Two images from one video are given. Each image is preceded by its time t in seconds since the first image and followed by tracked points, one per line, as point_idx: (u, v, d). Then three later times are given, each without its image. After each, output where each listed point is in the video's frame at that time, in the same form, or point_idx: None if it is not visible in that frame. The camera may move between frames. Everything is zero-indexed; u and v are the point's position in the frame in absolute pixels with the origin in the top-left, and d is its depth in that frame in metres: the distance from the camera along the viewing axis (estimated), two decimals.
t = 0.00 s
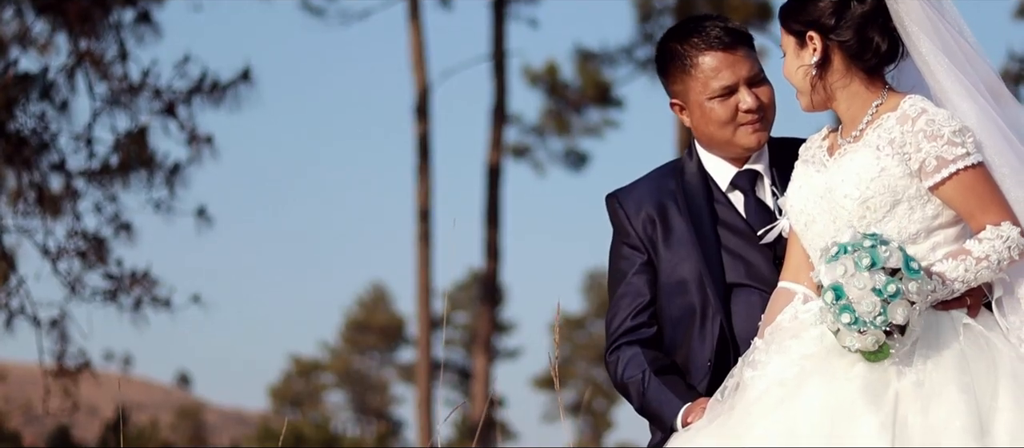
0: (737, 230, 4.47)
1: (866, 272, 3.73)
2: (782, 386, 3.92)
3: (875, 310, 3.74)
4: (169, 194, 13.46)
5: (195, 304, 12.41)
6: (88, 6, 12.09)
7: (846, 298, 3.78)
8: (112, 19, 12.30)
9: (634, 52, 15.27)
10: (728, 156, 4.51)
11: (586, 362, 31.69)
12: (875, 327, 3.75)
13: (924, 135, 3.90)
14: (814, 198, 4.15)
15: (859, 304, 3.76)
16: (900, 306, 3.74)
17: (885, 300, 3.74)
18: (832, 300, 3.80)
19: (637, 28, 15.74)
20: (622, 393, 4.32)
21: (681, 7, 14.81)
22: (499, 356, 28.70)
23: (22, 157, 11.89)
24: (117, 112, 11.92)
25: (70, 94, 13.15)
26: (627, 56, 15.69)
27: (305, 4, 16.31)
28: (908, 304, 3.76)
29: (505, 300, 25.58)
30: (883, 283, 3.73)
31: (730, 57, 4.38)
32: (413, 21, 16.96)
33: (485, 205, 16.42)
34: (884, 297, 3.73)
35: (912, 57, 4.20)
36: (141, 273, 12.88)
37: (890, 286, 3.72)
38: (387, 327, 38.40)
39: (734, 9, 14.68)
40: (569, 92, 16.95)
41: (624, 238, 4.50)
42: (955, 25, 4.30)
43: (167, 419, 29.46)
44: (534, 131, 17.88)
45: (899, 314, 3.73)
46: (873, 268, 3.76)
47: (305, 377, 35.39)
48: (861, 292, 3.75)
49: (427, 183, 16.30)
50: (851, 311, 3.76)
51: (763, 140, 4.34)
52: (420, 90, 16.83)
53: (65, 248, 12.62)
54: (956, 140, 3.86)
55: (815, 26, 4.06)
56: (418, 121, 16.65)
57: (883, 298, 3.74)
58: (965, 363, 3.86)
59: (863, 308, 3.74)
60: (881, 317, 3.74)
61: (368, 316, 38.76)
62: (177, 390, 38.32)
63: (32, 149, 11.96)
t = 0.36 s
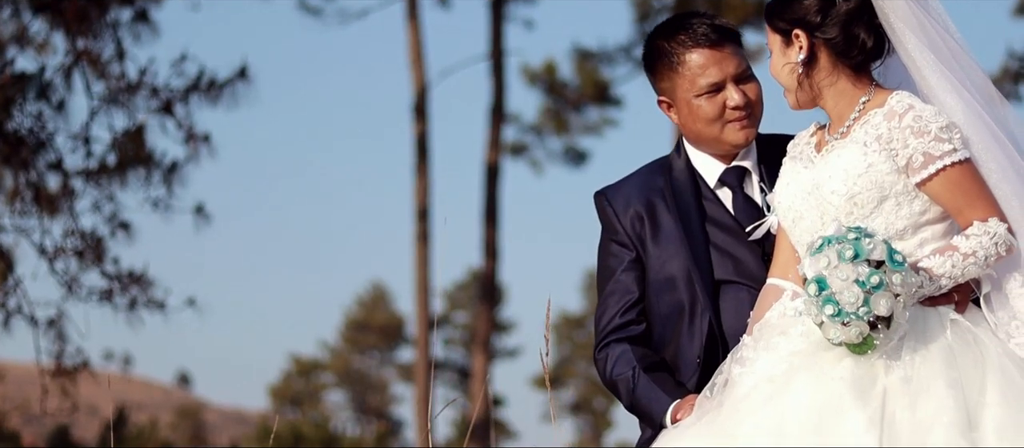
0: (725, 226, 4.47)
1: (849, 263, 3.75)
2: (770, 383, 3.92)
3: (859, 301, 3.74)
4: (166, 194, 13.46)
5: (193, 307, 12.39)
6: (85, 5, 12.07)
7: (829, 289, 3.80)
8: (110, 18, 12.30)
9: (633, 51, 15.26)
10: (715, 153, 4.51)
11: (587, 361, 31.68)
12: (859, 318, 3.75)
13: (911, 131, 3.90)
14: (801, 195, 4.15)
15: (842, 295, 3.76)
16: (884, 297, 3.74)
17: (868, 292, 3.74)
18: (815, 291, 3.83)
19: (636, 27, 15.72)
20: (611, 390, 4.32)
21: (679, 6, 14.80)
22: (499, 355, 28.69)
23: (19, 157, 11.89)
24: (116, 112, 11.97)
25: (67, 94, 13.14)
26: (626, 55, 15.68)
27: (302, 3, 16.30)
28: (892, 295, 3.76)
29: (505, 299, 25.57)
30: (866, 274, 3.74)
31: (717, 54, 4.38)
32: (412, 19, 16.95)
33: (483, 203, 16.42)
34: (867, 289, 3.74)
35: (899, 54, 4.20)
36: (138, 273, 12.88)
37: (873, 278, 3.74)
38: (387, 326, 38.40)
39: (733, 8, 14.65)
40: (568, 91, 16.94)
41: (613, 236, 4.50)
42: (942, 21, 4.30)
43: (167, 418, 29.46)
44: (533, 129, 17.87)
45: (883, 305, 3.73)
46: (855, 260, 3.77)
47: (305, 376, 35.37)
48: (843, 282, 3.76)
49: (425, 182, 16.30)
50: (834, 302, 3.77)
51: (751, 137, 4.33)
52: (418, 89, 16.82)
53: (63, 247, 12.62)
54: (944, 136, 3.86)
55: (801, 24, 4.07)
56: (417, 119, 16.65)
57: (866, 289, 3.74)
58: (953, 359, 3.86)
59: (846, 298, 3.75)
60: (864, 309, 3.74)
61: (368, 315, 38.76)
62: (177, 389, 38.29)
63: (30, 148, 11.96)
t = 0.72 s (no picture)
0: (717, 226, 4.48)
1: (840, 261, 3.73)
2: (761, 383, 3.92)
3: (849, 299, 3.73)
4: (166, 194, 13.47)
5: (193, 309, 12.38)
6: (85, 5, 12.08)
7: (820, 287, 3.77)
8: (110, 19, 12.31)
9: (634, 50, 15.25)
10: (707, 153, 4.52)
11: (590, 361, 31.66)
12: (850, 316, 3.74)
13: (902, 130, 3.90)
14: (793, 193, 4.15)
15: (832, 292, 3.74)
16: (874, 294, 3.74)
17: (858, 289, 3.73)
18: (805, 289, 3.80)
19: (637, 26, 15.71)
20: (602, 389, 4.32)
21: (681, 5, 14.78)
22: (501, 355, 28.68)
23: (19, 158, 11.90)
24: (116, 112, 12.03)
25: (67, 94, 13.14)
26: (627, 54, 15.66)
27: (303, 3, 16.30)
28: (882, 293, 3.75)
29: (507, 298, 25.57)
30: (856, 273, 3.73)
31: (707, 54, 4.39)
32: (413, 20, 16.94)
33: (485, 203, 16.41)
34: (857, 286, 3.72)
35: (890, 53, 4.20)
36: (137, 273, 12.89)
37: (863, 275, 3.72)
38: (391, 327, 38.42)
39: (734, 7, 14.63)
40: (569, 90, 16.93)
41: (604, 235, 4.51)
42: (933, 21, 4.30)
43: (170, 418, 29.47)
44: (534, 129, 17.87)
45: (873, 302, 3.72)
46: (845, 258, 3.76)
47: (309, 377, 35.33)
48: (834, 280, 3.74)
49: (427, 181, 16.30)
50: (823, 300, 3.75)
51: (742, 136, 4.33)
52: (420, 88, 16.81)
53: (62, 248, 12.63)
54: (935, 134, 3.86)
55: (792, 24, 4.06)
56: (418, 119, 16.65)
57: (856, 286, 3.73)
58: (943, 357, 3.86)
59: (836, 295, 3.73)
60: (855, 306, 3.72)
61: (371, 315, 38.77)
62: (181, 389, 38.32)
63: (30, 149, 11.98)
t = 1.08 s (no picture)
0: (706, 227, 4.48)
1: (828, 252, 3.74)
2: (750, 385, 3.92)
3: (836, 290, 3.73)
4: (166, 195, 13.47)
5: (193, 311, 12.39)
6: (86, 7, 12.07)
7: (807, 280, 3.78)
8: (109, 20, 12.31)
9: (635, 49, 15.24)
10: (696, 154, 4.53)
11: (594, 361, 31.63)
12: (838, 308, 3.74)
13: (890, 131, 3.89)
14: (781, 194, 4.15)
15: (820, 284, 3.74)
16: (862, 286, 3.74)
17: (845, 281, 3.73)
18: (792, 282, 3.80)
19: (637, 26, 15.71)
20: (593, 391, 4.32)
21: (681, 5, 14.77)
22: (504, 356, 28.66)
23: (19, 158, 11.91)
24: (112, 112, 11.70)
25: (67, 95, 13.14)
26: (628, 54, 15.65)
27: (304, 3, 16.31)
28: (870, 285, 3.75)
29: (511, 299, 25.55)
30: (843, 263, 3.74)
31: (696, 56, 4.39)
32: (414, 20, 16.94)
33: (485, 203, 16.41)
34: (844, 278, 3.72)
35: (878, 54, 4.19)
36: (138, 274, 12.89)
37: (850, 267, 3.73)
38: (394, 327, 38.39)
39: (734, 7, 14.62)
40: (571, 90, 16.93)
41: (594, 237, 4.51)
42: (919, 20, 4.26)
43: (173, 419, 29.44)
44: (535, 129, 17.87)
45: (862, 293, 3.72)
46: (832, 251, 3.77)
47: (312, 377, 35.29)
48: (821, 272, 3.75)
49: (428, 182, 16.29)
50: (811, 291, 3.75)
51: (731, 137, 4.34)
52: (421, 88, 16.81)
53: (62, 249, 12.63)
54: (923, 136, 3.85)
55: (780, 28, 4.07)
56: (420, 120, 16.64)
57: (843, 278, 3.73)
58: (931, 357, 3.87)
59: (823, 286, 3.73)
60: (842, 296, 3.72)
61: (374, 315, 38.76)
62: (184, 390, 38.32)
63: (29, 149, 11.98)
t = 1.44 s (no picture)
0: (696, 230, 4.49)
1: (812, 241, 3.74)
2: (738, 388, 3.92)
3: (822, 279, 3.72)
4: (168, 198, 13.49)
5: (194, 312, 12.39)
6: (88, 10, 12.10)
7: (793, 270, 3.77)
8: (111, 23, 12.33)
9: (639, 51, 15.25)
10: (686, 157, 4.53)
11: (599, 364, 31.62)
12: (824, 296, 3.71)
13: (880, 133, 3.88)
14: (771, 196, 4.13)
15: (806, 274, 3.73)
16: (849, 275, 3.72)
17: (831, 270, 3.71)
18: (779, 273, 3.79)
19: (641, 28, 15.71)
20: (582, 394, 4.32)
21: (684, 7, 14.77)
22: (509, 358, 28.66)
23: (20, 161, 11.94)
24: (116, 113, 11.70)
25: (69, 98, 13.16)
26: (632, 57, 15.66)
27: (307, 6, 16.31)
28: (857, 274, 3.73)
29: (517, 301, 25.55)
30: (828, 252, 3.73)
31: (686, 58, 4.40)
32: (418, 23, 16.95)
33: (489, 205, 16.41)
34: (829, 267, 3.71)
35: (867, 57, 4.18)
36: (140, 277, 12.90)
37: (836, 256, 3.72)
38: (399, 330, 38.39)
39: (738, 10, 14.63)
40: (575, 93, 16.95)
41: (584, 240, 4.51)
42: (908, 22, 4.26)
43: (178, 421, 29.44)
44: (539, 131, 17.89)
45: (848, 281, 3.70)
46: (817, 242, 3.77)
47: (317, 379, 35.28)
48: (806, 261, 3.75)
49: (432, 184, 16.31)
50: (798, 281, 3.73)
51: (721, 140, 4.34)
52: (425, 91, 16.82)
53: (64, 251, 12.65)
54: (912, 138, 3.83)
55: (769, 31, 4.07)
56: (423, 122, 16.65)
57: (830, 267, 3.72)
58: (919, 359, 3.87)
59: (809, 275, 3.72)
60: (829, 284, 3.70)
61: (379, 318, 38.76)
62: (190, 393, 38.32)
63: (30, 152, 11.99)
